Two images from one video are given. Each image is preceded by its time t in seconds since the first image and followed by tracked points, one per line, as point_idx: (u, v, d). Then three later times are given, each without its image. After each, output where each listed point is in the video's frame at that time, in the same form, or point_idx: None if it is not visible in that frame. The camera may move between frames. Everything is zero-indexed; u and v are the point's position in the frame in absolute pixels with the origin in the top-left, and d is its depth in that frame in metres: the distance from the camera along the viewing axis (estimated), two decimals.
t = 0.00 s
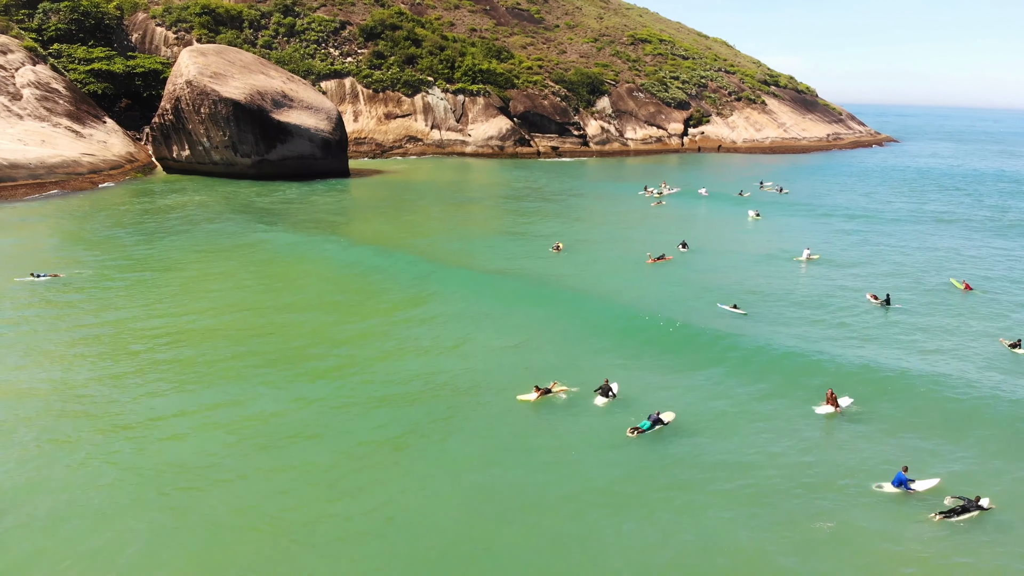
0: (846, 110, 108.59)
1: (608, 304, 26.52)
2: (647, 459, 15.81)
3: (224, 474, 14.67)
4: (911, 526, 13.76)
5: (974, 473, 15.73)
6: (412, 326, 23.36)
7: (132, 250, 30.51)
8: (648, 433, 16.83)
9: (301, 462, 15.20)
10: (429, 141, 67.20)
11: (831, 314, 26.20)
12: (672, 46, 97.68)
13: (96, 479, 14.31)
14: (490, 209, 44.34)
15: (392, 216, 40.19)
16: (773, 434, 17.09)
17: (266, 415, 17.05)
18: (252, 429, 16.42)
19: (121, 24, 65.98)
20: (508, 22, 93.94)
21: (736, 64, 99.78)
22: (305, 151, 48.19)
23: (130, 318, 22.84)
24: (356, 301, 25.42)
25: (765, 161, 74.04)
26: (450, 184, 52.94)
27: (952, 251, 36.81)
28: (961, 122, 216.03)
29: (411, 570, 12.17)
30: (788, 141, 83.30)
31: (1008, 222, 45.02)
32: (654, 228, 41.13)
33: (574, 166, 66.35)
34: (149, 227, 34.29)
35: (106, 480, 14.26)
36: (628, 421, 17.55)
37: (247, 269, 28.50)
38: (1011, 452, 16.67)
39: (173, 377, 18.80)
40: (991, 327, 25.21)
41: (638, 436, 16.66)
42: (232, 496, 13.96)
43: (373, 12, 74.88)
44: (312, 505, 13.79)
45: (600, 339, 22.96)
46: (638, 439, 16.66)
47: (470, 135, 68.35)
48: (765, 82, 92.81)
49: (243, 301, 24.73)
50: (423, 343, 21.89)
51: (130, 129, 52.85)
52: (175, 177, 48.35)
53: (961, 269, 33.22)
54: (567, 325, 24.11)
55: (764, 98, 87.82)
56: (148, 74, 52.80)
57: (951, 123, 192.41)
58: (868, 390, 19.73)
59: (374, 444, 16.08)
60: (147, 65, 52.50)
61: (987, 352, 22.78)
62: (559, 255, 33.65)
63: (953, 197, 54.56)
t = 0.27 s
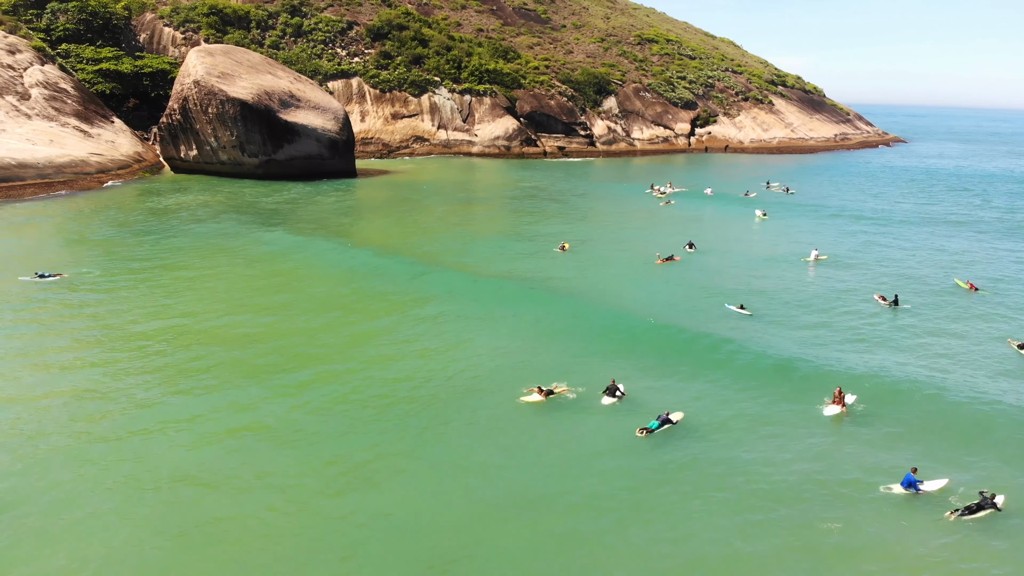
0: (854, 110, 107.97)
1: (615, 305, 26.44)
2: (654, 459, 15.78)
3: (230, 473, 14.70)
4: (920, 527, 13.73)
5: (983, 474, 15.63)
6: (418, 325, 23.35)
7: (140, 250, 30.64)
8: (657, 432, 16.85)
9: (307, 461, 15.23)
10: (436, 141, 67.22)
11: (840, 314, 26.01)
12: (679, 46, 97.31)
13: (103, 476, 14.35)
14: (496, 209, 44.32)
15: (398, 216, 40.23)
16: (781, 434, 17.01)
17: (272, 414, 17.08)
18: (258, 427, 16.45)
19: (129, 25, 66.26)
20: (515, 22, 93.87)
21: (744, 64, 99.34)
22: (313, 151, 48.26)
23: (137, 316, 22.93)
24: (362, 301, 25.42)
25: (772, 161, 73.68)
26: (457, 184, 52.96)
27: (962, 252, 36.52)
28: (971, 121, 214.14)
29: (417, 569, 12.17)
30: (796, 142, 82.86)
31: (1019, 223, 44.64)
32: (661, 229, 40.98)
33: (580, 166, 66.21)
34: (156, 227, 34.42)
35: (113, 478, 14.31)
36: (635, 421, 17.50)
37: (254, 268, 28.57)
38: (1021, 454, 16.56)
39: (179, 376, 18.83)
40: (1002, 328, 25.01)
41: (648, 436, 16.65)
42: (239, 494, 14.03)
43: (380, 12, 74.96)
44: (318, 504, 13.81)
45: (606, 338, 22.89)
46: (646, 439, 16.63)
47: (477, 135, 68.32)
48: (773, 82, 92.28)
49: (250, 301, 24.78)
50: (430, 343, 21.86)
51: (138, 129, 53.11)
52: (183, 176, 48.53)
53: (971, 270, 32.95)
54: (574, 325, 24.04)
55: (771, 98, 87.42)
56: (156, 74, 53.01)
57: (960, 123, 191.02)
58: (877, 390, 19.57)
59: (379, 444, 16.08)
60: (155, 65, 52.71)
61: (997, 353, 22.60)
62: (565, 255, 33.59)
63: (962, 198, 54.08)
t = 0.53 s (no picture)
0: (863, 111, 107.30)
1: (623, 304, 26.33)
2: (663, 460, 15.72)
3: (238, 472, 14.72)
4: (931, 530, 13.63)
5: (995, 477, 15.51)
6: (426, 325, 23.32)
7: (149, 249, 30.74)
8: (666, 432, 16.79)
9: (314, 461, 15.24)
10: (444, 141, 67.21)
11: (850, 315, 25.80)
12: (687, 46, 96.91)
13: (112, 475, 14.40)
14: (503, 210, 44.28)
15: (406, 216, 40.28)
16: (791, 436, 16.89)
17: (279, 413, 17.10)
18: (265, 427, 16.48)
19: (138, 25, 66.57)
20: (523, 22, 93.78)
21: (752, 64, 98.87)
22: (321, 151, 48.32)
23: (144, 316, 22.96)
24: (370, 301, 25.39)
25: (781, 161, 73.25)
26: (464, 184, 52.96)
27: (973, 254, 36.18)
28: (981, 121, 212.37)
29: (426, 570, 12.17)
30: (804, 142, 82.36)
31: None
32: (669, 229, 40.77)
33: (588, 167, 66.06)
34: (165, 227, 34.54)
35: (121, 477, 14.36)
36: (643, 421, 17.43)
37: (261, 267, 28.58)
38: None
39: (188, 375, 18.87)
40: (1014, 330, 24.77)
41: (657, 436, 16.58)
42: (246, 495, 14.00)
43: (388, 12, 75.03)
44: (326, 504, 13.83)
45: (615, 338, 22.78)
46: (656, 439, 16.57)
47: (484, 135, 68.28)
48: (781, 82, 91.74)
49: (257, 300, 24.81)
50: (437, 343, 21.84)
51: (146, 128, 53.35)
52: (192, 176, 48.70)
53: (982, 271, 32.63)
54: (582, 324, 23.94)
55: (779, 98, 86.93)
56: (164, 74, 53.22)
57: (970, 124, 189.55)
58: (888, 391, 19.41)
59: (387, 444, 16.08)
60: (164, 66, 52.93)
61: (1010, 355, 22.39)
62: (573, 256, 33.51)
63: (972, 199, 53.62)
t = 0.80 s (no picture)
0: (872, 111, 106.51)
1: (631, 305, 26.23)
2: (673, 461, 15.65)
3: (245, 473, 14.72)
4: (943, 533, 13.51)
5: (1008, 480, 15.37)
6: (433, 325, 23.24)
7: (157, 249, 30.87)
8: (675, 432, 16.77)
9: (321, 461, 15.25)
10: (452, 141, 67.20)
11: (859, 316, 25.62)
12: (695, 46, 96.51)
13: (120, 475, 14.46)
14: (510, 210, 44.20)
15: (413, 216, 40.30)
16: (800, 437, 16.79)
17: (287, 413, 17.13)
18: (273, 427, 16.50)
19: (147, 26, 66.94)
20: (531, 22, 93.73)
21: (760, 64, 98.32)
22: (329, 152, 48.37)
23: (152, 316, 22.99)
24: (377, 300, 25.38)
25: (790, 162, 72.82)
26: (471, 185, 52.94)
27: (985, 255, 35.82)
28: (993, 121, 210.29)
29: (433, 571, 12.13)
30: (813, 142, 81.85)
31: None
32: (677, 230, 40.56)
33: (595, 167, 65.88)
34: (174, 226, 34.72)
35: (130, 478, 14.39)
36: (651, 421, 17.36)
37: (269, 267, 28.65)
38: None
39: (195, 374, 18.93)
40: None
41: (666, 436, 16.55)
42: (250, 496, 13.99)
43: (396, 13, 75.14)
44: (333, 505, 13.82)
45: (622, 339, 22.63)
46: (665, 439, 16.53)
47: (492, 135, 68.22)
48: (789, 82, 91.22)
49: (265, 300, 24.84)
50: (444, 343, 21.82)
51: (155, 128, 53.65)
52: (201, 176, 48.89)
53: (994, 273, 32.31)
54: (590, 324, 23.88)
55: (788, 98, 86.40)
56: (173, 74, 53.46)
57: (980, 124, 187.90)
58: (898, 392, 19.25)
59: (394, 444, 16.06)
60: (172, 66, 53.14)
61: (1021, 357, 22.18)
62: (580, 256, 33.45)
63: (983, 200, 53.13)
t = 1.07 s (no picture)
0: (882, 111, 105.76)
1: (639, 305, 26.19)
2: (681, 461, 15.66)
3: (254, 472, 14.77)
4: (951, 536, 13.46)
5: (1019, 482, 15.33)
6: (441, 326, 23.22)
7: (168, 249, 31.05)
8: (684, 430, 16.86)
9: (330, 460, 15.29)
10: (459, 141, 67.17)
11: (868, 317, 25.46)
12: (703, 46, 96.07)
13: (130, 474, 14.50)
14: (518, 210, 44.18)
15: (421, 216, 40.37)
16: (809, 437, 16.76)
17: (296, 413, 17.15)
18: (282, 426, 16.52)
19: (157, 26, 67.26)
20: (539, 22, 93.59)
21: (769, 64, 97.80)
22: (337, 152, 48.44)
23: (161, 316, 23.10)
24: (385, 300, 25.41)
25: (799, 162, 72.38)
26: (479, 185, 52.99)
27: (996, 257, 35.51)
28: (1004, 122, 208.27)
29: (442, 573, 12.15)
30: (822, 142, 81.31)
31: None
32: (685, 231, 40.39)
33: (603, 167, 65.72)
34: (184, 226, 34.91)
35: (140, 477, 14.43)
36: (660, 421, 17.37)
37: (278, 266, 28.77)
38: None
39: (204, 374, 18.98)
40: None
41: (675, 435, 16.59)
42: (258, 495, 14.03)
43: (405, 13, 75.22)
44: (342, 504, 13.86)
45: (631, 340, 22.58)
46: (673, 438, 16.58)
47: (500, 135, 68.14)
48: (798, 82, 90.66)
49: (274, 299, 24.91)
50: (453, 343, 21.83)
51: (164, 128, 53.91)
52: (210, 176, 49.10)
53: (1005, 275, 32.05)
54: (597, 325, 23.85)
55: (797, 98, 85.88)
56: (182, 74, 53.66)
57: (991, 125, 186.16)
58: (908, 394, 19.18)
59: (403, 443, 16.07)
60: (182, 66, 53.35)
61: None
62: (587, 256, 33.44)
63: (994, 201, 52.62)
